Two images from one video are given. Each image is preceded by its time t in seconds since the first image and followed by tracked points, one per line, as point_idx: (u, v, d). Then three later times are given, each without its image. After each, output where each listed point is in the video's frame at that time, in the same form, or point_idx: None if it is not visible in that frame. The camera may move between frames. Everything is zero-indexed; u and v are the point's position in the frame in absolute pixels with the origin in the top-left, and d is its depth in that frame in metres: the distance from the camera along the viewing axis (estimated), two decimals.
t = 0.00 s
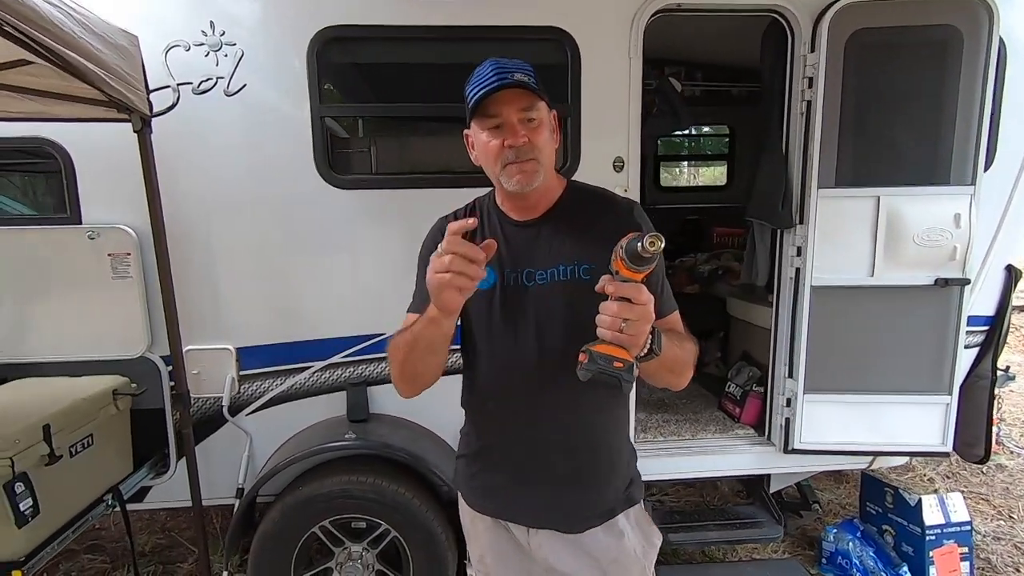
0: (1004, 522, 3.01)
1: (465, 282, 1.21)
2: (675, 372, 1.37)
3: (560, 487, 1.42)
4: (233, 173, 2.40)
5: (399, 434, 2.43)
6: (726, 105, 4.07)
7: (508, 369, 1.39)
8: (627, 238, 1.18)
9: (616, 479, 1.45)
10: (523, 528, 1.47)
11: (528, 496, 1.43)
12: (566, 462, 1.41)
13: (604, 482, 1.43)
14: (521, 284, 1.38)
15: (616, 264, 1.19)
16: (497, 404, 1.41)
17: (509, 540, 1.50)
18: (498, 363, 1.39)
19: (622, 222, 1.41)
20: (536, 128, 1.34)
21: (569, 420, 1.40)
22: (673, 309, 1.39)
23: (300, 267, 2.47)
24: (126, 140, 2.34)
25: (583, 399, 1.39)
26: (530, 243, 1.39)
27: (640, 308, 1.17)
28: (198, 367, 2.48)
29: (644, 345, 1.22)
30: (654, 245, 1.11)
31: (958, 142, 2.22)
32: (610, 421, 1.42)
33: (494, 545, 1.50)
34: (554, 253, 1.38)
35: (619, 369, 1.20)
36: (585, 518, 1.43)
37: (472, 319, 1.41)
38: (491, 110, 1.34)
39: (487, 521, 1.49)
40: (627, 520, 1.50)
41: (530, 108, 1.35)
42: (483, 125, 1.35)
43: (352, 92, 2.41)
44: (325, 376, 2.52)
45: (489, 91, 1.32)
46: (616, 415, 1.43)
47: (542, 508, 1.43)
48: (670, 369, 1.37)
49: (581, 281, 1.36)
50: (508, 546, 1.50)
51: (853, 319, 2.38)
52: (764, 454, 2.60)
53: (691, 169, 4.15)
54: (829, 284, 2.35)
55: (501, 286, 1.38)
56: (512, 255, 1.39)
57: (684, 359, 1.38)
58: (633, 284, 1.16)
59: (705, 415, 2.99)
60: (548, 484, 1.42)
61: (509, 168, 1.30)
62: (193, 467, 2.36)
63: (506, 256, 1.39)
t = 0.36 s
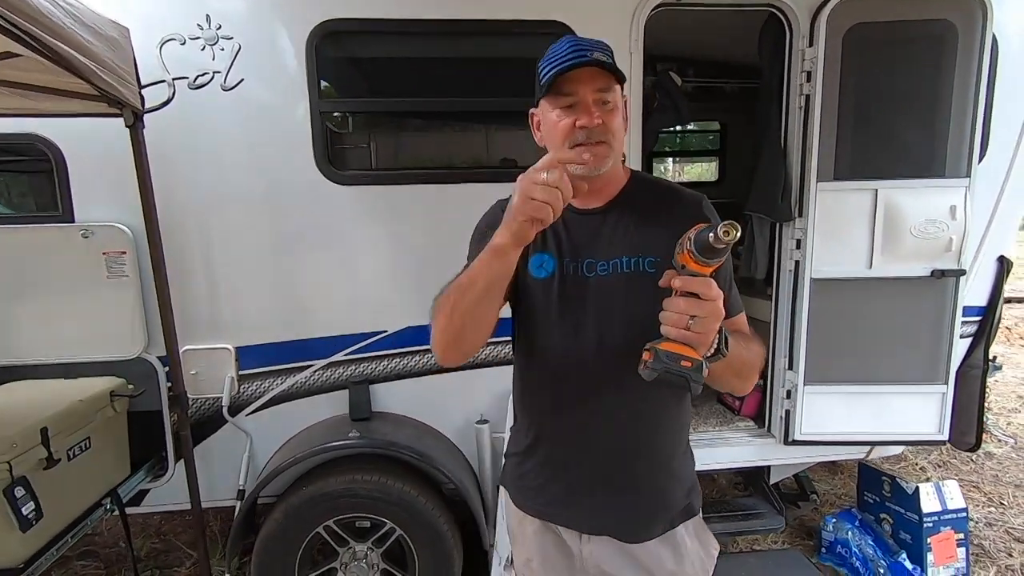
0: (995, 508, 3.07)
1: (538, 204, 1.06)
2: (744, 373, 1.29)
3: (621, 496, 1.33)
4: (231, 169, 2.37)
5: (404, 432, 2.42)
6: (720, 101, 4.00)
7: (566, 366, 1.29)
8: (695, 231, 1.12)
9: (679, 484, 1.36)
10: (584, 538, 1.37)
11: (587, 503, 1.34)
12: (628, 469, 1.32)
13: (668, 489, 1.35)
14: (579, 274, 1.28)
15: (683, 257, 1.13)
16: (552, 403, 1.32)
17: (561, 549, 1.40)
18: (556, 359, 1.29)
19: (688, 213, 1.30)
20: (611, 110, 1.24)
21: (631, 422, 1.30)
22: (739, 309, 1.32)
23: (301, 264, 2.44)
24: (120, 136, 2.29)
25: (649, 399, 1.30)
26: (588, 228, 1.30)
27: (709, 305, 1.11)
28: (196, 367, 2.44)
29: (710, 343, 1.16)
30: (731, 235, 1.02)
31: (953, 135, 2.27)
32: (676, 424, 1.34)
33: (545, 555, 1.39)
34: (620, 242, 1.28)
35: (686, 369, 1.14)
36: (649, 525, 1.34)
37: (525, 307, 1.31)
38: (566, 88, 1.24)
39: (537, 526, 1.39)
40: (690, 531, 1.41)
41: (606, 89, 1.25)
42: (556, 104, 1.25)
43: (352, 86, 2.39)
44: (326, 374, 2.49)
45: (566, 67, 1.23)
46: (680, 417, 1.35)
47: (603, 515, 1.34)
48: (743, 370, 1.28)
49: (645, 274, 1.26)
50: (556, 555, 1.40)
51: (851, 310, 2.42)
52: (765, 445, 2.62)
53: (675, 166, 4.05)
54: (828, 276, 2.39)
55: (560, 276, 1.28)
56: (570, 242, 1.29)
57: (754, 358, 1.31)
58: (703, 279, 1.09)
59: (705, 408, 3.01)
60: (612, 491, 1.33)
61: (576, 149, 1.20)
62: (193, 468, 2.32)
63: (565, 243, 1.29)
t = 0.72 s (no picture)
0: (958, 479, 3.25)
1: (643, 175, 1.01)
2: (800, 358, 1.30)
3: (664, 476, 1.27)
4: (204, 163, 2.31)
5: (390, 425, 2.41)
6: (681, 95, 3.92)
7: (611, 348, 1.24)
8: (747, 214, 1.13)
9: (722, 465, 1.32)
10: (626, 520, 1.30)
11: (627, 483, 1.28)
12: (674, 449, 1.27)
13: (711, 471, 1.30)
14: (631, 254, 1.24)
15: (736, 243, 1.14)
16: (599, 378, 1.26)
17: (596, 533, 1.33)
18: (608, 332, 1.24)
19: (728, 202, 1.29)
20: (669, 80, 1.23)
21: (681, 398, 1.26)
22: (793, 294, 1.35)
23: (280, 259, 2.40)
24: (84, 130, 2.22)
25: (698, 376, 1.26)
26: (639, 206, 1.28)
27: (768, 288, 1.12)
28: (172, 367, 2.38)
29: (769, 328, 1.16)
30: (796, 212, 1.00)
31: (914, 125, 2.40)
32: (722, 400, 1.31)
33: (575, 535, 1.32)
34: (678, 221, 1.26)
35: (754, 353, 1.13)
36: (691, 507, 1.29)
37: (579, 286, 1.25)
38: (626, 54, 1.22)
39: (572, 505, 1.33)
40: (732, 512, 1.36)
41: (668, 59, 1.24)
42: (614, 72, 1.23)
43: (328, 77, 2.35)
44: (308, 370, 2.46)
45: (633, 33, 1.21)
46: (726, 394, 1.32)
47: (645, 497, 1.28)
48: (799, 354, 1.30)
49: (701, 255, 1.24)
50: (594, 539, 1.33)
51: (824, 293, 2.50)
52: (742, 428, 2.66)
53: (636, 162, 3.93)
54: (803, 259, 2.44)
55: (612, 255, 1.24)
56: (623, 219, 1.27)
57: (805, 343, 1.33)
58: (762, 260, 1.11)
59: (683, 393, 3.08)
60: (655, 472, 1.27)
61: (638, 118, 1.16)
62: (172, 471, 2.27)
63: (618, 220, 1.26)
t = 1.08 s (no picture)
0: (915, 459, 3.42)
1: (672, 240, 1.17)
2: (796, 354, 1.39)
3: (671, 466, 1.43)
4: (169, 160, 2.27)
5: (366, 423, 2.40)
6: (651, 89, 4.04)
7: (614, 345, 1.41)
8: (740, 223, 1.20)
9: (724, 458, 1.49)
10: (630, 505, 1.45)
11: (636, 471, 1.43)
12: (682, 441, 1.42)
13: (713, 463, 1.46)
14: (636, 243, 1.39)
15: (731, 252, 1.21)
16: (618, 374, 1.41)
17: (591, 516, 1.49)
18: (612, 330, 1.40)
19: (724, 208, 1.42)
20: (666, 63, 1.42)
21: (690, 394, 1.42)
22: (796, 289, 1.42)
23: (250, 256, 2.37)
24: (42, 126, 2.15)
25: (693, 373, 1.41)
26: (642, 198, 1.42)
27: (762, 296, 1.20)
28: (140, 369, 2.33)
29: (764, 332, 1.24)
30: (785, 235, 1.11)
31: (871, 119, 2.49)
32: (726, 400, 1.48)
33: (570, 516, 1.49)
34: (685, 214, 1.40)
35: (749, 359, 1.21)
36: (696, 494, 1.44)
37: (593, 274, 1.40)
38: (624, 42, 1.44)
39: (569, 489, 1.50)
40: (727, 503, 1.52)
41: (668, 45, 1.44)
42: (617, 59, 1.46)
43: (296, 73, 2.32)
44: (281, 369, 2.44)
45: (635, 23, 1.43)
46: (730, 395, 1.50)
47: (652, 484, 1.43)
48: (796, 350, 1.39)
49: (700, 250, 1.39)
50: (598, 525, 1.49)
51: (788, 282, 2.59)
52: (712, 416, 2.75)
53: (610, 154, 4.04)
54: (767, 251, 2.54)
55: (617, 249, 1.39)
56: (625, 211, 1.42)
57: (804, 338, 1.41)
58: (755, 271, 1.19)
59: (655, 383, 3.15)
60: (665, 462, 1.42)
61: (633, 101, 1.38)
62: (143, 475, 2.22)
63: (622, 214, 1.42)
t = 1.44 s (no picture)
0: (875, 445, 3.55)
1: (634, 242, 1.19)
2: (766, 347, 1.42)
3: (650, 456, 1.45)
4: (131, 158, 2.21)
5: (339, 422, 2.39)
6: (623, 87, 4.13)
7: (589, 338, 1.43)
8: (694, 220, 1.22)
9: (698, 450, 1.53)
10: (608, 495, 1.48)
11: (613, 461, 1.46)
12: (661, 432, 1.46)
13: (688, 454, 1.49)
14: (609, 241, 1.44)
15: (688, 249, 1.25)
16: (592, 365, 1.45)
17: (567, 504, 1.53)
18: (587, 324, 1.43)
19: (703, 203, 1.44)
20: (631, 67, 1.44)
21: (666, 386, 1.45)
22: (763, 285, 1.46)
23: (218, 257, 2.33)
24: None
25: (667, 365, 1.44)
26: (619, 195, 1.45)
27: (719, 291, 1.23)
28: (104, 372, 2.28)
29: (722, 327, 1.27)
30: (730, 231, 1.16)
31: (830, 118, 2.58)
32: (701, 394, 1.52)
33: (548, 504, 1.52)
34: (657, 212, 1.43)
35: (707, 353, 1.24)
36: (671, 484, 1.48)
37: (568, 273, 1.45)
38: (589, 49, 1.46)
39: (547, 478, 1.53)
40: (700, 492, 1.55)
41: (633, 48, 1.45)
42: (584, 65, 1.47)
43: (263, 70, 2.28)
44: (251, 370, 2.41)
45: (601, 29, 1.44)
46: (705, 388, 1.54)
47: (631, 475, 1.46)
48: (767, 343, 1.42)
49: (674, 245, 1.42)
50: (573, 514, 1.53)
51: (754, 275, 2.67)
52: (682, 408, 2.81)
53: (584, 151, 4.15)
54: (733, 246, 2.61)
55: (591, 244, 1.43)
56: (601, 209, 1.45)
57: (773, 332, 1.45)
58: (709, 266, 1.21)
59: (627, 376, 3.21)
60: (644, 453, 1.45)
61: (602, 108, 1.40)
62: (109, 480, 2.17)
63: (597, 210, 1.45)
